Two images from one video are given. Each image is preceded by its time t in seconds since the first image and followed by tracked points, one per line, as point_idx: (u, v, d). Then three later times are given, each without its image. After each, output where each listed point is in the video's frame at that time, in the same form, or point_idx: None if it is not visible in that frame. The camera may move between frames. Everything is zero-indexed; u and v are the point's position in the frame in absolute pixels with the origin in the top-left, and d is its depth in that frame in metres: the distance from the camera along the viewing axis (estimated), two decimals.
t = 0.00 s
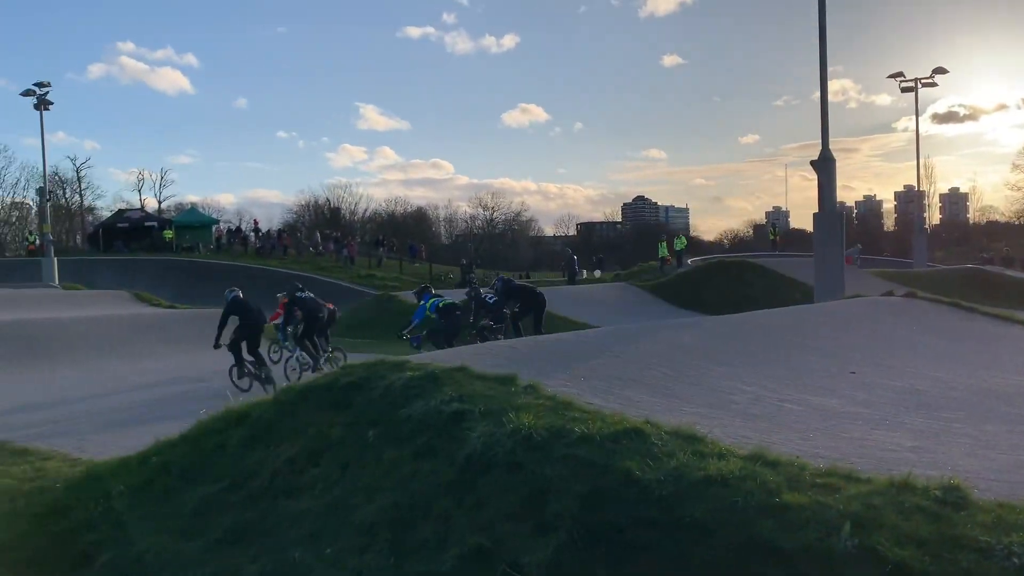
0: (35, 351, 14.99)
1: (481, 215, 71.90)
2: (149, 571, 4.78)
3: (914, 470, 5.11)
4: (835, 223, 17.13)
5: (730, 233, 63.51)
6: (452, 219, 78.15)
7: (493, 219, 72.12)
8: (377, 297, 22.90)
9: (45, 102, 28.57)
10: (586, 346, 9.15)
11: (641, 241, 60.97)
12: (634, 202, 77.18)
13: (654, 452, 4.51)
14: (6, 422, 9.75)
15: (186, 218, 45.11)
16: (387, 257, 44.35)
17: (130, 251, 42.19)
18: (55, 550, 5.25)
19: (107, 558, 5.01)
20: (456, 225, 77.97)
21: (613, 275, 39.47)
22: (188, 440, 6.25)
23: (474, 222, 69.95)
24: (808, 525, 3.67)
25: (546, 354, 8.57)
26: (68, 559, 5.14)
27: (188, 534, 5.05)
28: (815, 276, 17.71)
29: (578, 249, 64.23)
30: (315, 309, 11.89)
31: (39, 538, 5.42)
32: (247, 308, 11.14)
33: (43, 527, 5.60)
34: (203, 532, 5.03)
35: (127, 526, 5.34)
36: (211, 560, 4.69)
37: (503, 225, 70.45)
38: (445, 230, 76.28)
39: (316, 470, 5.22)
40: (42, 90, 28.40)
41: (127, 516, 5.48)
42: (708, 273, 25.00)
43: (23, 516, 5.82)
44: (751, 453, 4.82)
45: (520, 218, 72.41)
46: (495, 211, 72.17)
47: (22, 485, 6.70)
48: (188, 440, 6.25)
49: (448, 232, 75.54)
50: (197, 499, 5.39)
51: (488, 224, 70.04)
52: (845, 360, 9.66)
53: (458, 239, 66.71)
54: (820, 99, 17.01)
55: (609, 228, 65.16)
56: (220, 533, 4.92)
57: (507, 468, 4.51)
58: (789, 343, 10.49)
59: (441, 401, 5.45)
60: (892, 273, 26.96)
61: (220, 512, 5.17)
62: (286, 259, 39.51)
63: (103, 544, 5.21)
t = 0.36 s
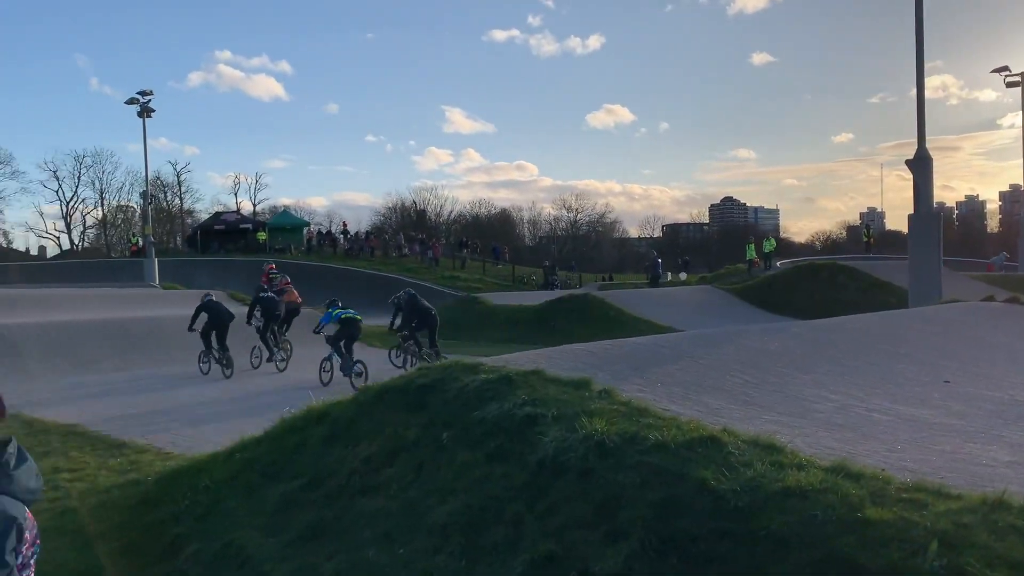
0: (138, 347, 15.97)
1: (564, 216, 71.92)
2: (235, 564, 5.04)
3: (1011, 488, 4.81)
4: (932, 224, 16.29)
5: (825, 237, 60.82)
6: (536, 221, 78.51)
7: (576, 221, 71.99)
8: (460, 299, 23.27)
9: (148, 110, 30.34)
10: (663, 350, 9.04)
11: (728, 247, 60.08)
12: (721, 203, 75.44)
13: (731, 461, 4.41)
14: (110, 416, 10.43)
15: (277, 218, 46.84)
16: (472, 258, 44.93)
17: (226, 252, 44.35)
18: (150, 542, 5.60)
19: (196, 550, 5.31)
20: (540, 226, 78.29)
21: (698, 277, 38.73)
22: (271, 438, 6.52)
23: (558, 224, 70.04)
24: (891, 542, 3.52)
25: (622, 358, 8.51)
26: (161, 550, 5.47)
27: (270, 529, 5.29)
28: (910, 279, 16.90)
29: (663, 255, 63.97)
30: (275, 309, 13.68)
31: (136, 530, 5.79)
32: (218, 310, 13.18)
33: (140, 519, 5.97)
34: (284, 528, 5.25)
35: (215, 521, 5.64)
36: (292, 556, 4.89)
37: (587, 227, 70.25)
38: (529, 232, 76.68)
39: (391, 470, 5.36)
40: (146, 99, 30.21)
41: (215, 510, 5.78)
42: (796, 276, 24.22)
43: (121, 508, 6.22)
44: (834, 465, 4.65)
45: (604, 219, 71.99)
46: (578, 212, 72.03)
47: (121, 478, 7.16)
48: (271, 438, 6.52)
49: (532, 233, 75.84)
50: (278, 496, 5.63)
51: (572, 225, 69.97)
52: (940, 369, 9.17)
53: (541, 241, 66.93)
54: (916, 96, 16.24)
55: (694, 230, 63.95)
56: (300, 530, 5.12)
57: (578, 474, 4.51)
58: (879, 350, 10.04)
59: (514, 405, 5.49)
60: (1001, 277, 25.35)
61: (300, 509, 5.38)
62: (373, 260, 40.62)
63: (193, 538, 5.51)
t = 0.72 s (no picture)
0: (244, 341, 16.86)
1: (660, 216, 70.80)
2: (326, 554, 5.27)
3: None
4: None
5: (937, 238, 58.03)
6: (632, 220, 77.56)
7: (674, 221, 70.69)
8: (553, 298, 23.36)
9: (256, 113, 31.93)
10: (756, 354, 8.78)
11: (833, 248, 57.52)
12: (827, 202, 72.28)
13: (820, 470, 4.26)
14: (217, 407, 11.07)
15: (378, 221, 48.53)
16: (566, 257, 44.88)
17: (328, 250, 46.14)
18: (249, 529, 5.93)
19: (290, 538, 5.58)
20: (637, 225, 77.24)
21: (800, 280, 37.24)
22: (362, 433, 6.75)
23: (655, 224, 68.98)
24: (990, 561, 3.32)
25: (711, 362, 8.33)
26: (259, 537, 5.78)
27: (359, 521, 5.49)
28: None
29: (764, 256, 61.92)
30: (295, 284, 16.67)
31: (236, 516, 6.14)
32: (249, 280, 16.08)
33: (240, 506, 6.32)
34: (372, 520, 5.44)
35: (308, 511, 5.90)
36: (379, 549, 5.07)
37: (684, 227, 68.92)
38: (625, 231, 75.87)
39: (475, 469, 5.45)
40: (254, 104, 31.84)
41: (308, 500, 6.04)
42: (906, 279, 22.96)
43: (222, 495, 6.60)
44: (931, 477, 4.41)
45: (702, 219, 70.37)
46: (675, 212, 70.73)
47: (223, 466, 7.60)
48: (362, 432, 6.75)
49: (628, 233, 74.98)
50: (366, 488, 5.83)
51: (669, 224, 68.75)
52: None
53: (636, 241, 66.17)
54: None
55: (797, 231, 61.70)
56: (386, 523, 5.30)
57: (662, 478, 4.46)
58: (994, 359, 9.40)
59: (599, 406, 5.44)
60: None
61: (386, 503, 5.57)
62: (468, 259, 41.26)
63: (287, 526, 5.79)
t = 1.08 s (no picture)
0: (333, 338, 17.47)
1: (750, 212, 68.81)
2: (406, 547, 5.40)
3: None
4: None
5: None
6: (721, 217, 75.68)
7: (764, 217, 68.50)
8: (638, 296, 23.11)
9: (345, 115, 32.97)
10: (845, 354, 8.43)
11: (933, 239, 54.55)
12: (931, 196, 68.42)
13: (911, 474, 4.06)
14: (306, 401, 11.52)
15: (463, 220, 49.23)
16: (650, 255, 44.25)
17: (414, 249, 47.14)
18: (334, 519, 6.14)
19: (373, 530, 5.75)
20: (725, 222, 75.30)
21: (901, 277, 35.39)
22: (443, 428, 6.86)
23: (744, 221, 67.14)
24: None
25: (796, 362, 8.05)
26: (343, 528, 5.98)
27: (439, 515, 5.60)
28: None
29: (858, 252, 59.17)
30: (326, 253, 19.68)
31: (321, 507, 6.37)
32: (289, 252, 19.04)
33: (325, 497, 6.55)
34: (452, 515, 5.54)
35: (389, 504, 6.06)
36: (458, 544, 5.17)
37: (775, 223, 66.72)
38: (713, 228, 74.09)
39: (553, 467, 5.45)
40: (343, 107, 32.92)
41: (390, 494, 6.20)
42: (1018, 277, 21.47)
43: (308, 486, 6.87)
44: None
45: (794, 215, 67.93)
46: (766, 208, 68.57)
47: (310, 459, 7.91)
48: (443, 428, 6.86)
49: (716, 230, 73.23)
50: (447, 484, 5.94)
51: (759, 220, 66.74)
52: None
53: (724, 238, 64.55)
54: None
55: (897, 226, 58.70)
56: (465, 519, 5.38)
57: (742, 480, 4.34)
58: None
59: (678, 405, 5.31)
60: None
61: (465, 498, 5.66)
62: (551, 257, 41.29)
63: (369, 519, 5.97)
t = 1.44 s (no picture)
0: (380, 336, 17.71)
1: (801, 208, 67.33)
2: (450, 544, 5.47)
3: None
4: None
5: None
6: (772, 212, 74.21)
7: (816, 212, 66.94)
8: (685, 294, 22.86)
9: (391, 116, 33.34)
10: (895, 352, 8.22)
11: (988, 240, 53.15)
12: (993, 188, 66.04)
13: (962, 475, 3.95)
14: (353, 399, 11.72)
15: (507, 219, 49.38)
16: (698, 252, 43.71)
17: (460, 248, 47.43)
18: (379, 516, 6.24)
19: (418, 528, 5.83)
20: (776, 217, 73.84)
21: (960, 273, 34.23)
22: (486, 428, 6.90)
23: (794, 217, 65.75)
24: None
25: (844, 360, 7.88)
26: (388, 525, 6.07)
27: (482, 513, 5.66)
28: None
29: (914, 247, 57.48)
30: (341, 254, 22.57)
31: (367, 503, 6.49)
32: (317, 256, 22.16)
33: (371, 494, 6.67)
34: (495, 513, 5.59)
35: (434, 502, 6.13)
36: (501, 541, 5.21)
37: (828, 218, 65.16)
38: (763, 224, 72.71)
39: (596, 467, 5.44)
40: (388, 109, 33.33)
41: (434, 492, 6.28)
42: None
43: (355, 483, 7.00)
44: None
45: (847, 210, 66.30)
46: (817, 203, 67.01)
47: (357, 456, 8.06)
48: (486, 427, 6.90)
49: (766, 227, 71.87)
50: (490, 482, 5.98)
51: (810, 216, 65.28)
52: None
53: (774, 235, 63.33)
54: None
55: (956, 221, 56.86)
56: (509, 517, 5.42)
57: (788, 480, 4.28)
58: None
59: (723, 404, 5.24)
60: None
61: (509, 497, 5.69)
62: (597, 255, 41.12)
63: (414, 516, 6.05)
